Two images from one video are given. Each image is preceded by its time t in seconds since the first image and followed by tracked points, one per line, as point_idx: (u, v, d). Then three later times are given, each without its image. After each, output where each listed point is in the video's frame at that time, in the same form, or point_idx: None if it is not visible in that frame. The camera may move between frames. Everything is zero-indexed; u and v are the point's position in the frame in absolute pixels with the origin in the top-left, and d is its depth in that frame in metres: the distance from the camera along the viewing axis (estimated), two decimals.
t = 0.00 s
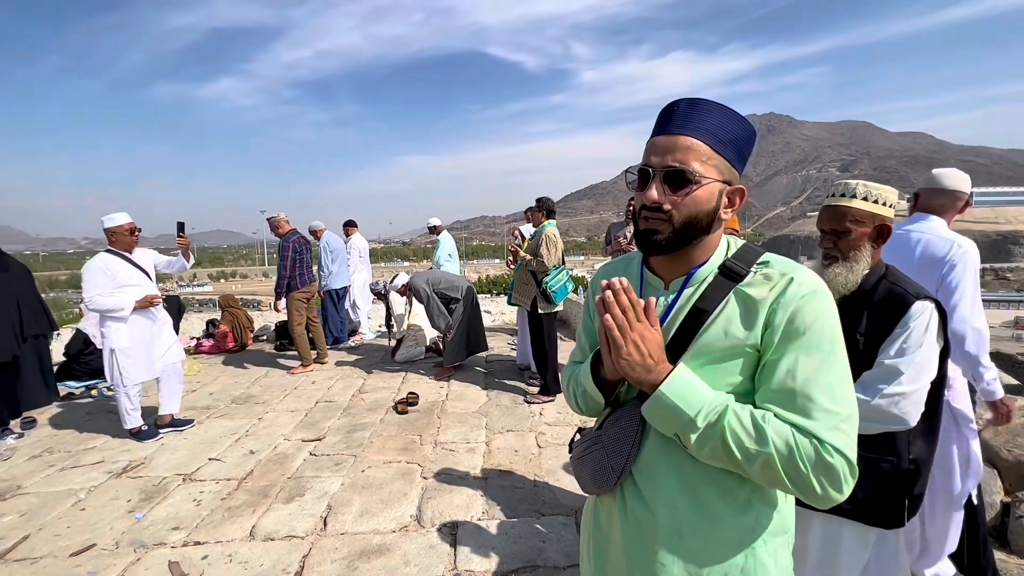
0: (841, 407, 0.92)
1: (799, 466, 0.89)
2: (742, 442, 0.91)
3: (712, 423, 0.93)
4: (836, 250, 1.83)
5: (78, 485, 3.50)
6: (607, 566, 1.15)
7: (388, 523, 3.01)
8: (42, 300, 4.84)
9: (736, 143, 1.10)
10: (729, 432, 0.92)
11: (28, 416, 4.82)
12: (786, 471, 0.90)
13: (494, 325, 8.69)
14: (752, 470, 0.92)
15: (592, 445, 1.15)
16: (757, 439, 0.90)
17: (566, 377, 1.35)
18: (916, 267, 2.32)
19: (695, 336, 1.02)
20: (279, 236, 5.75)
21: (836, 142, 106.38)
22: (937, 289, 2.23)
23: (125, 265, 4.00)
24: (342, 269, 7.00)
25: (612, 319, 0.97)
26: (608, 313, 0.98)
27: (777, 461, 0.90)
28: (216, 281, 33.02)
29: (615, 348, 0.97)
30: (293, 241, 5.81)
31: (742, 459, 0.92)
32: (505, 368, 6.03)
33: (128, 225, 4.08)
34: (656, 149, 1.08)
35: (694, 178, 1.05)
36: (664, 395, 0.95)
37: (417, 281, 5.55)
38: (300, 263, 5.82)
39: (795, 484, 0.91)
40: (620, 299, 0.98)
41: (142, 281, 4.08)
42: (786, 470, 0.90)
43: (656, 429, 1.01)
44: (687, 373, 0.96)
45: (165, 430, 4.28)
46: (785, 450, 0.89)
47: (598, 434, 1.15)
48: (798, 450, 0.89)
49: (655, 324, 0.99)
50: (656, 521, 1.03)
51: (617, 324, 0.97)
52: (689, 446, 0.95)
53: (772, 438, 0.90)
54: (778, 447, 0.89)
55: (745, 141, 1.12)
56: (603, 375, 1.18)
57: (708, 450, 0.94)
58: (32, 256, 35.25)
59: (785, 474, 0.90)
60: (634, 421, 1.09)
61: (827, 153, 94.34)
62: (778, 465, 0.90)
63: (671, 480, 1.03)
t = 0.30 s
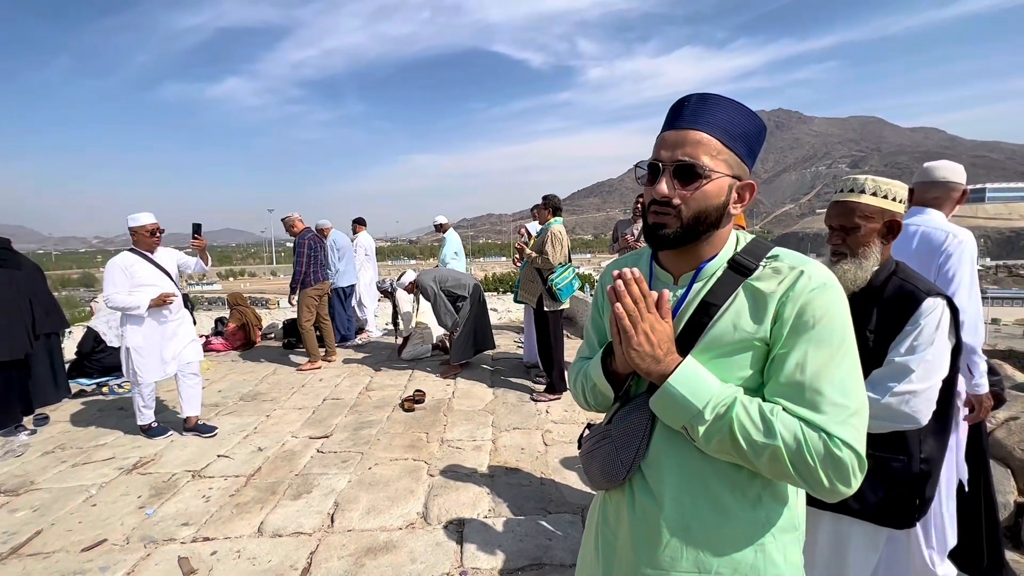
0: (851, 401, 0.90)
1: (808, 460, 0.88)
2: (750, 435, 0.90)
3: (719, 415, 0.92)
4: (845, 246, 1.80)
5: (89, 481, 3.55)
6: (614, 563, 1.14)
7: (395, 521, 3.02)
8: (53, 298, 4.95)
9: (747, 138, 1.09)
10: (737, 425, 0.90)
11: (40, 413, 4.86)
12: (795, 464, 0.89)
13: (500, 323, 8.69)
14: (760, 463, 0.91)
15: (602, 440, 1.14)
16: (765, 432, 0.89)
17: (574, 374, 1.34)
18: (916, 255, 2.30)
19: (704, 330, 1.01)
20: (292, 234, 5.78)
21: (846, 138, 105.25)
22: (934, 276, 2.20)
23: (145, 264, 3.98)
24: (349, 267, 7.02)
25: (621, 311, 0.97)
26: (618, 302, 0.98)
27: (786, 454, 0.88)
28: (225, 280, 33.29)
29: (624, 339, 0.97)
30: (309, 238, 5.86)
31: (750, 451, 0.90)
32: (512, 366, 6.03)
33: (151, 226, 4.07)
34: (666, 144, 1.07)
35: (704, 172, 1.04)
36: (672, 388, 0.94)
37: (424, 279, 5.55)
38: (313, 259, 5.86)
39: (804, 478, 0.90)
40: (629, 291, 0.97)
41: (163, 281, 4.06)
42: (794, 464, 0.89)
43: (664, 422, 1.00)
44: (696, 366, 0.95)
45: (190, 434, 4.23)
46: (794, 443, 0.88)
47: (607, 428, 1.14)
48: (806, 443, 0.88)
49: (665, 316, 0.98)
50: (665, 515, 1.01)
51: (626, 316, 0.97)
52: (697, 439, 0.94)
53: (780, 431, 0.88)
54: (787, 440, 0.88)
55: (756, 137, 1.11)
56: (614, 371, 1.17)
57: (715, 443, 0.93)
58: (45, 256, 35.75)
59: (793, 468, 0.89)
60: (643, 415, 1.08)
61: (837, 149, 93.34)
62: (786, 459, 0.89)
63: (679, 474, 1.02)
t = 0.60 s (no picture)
0: (863, 397, 0.89)
1: (820, 457, 0.86)
2: (760, 433, 0.89)
3: (730, 412, 0.90)
4: (853, 242, 1.77)
5: (100, 477, 3.59)
6: (622, 561, 1.13)
7: (401, 518, 3.03)
8: (64, 299, 5.03)
9: (760, 134, 1.08)
10: (748, 421, 0.89)
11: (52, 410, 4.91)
12: (806, 461, 0.87)
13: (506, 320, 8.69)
14: (771, 460, 0.89)
15: (610, 437, 1.13)
16: (776, 429, 0.88)
17: (581, 372, 1.33)
18: (921, 247, 2.27)
19: (713, 326, 0.99)
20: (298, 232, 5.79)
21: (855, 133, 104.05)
22: (939, 269, 2.18)
23: (169, 258, 3.87)
24: (355, 265, 7.05)
25: (628, 310, 0.97)
26: (625, 299, 0.97)
27: (797, 451, 0.87)
28: (234, 278, 33.54)
29: (633, 335, 0.96)
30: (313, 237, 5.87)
31: (761, 449, 0.89)
32: (518, 363, 6.03)
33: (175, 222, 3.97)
34: (679, 136, 1.05)
35: (717, 165, 1.02)
36: (682, 385, 0.93)
37: (430, 276, 5.56)
38: (317, 258, 5.88)
39: (815, 475, 0.88)
40: (636, 289, 0.96)
41: (187, 275, 3.94)
42: (806, 461, 0.88)
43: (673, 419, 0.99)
44: (705, 362, 0.93)
45: (199, 431, 4.24)
46: (805, 441, 0.87)
47: (616, 426, 1.13)
48: (818, 440, 0.86)
49: (673, 314, 0.96)
50: (673, 512, 1.00)
51: (632, 315, 0.96)
52: (707, 436, 0.92)
53: (791, 428, 0.87)
54: (798, 437, 0.87)
55: (769, 133, 1.09)
56: (621, 368, 1.15)
57: (725, 440, 0.91)
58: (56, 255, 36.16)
59: (804, 465, 0.88)
60: (652, 412, 1.07)
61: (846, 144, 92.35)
62: (798, 455, 0.87)
63: (688, 471, 1.01)
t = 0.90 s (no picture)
0: (883, 395, 0.85)
1: (837, 456, 0.83)
2: (776, 430, 0.86)
3: (744, 409, 0.88)
4: (867, 235, 1.73)
5: (110, 473, 3.62)
6: (631, 559, 1.11)
7: (408, 514, 3.02)
8: (74, 296, 5.09)
9: (776, 123, 1.04)
10: (763, 419, 0.86)
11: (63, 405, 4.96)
12: (824, 460, 0.84)
13: (512, 317, 8.67)
14: (787, 459, 0.86)
15: (620, 434, 1.10)
16: (792, 427, 0.85)
17: (591, 367, 1.30)
18: (924, 235, 2.22)
19: (726, 322, 0.96)
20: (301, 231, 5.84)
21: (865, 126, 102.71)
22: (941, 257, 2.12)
23: (179, 256, 3.87)
24: (362, 261, 7.05)
25: (639, 306, 0.93)
26: (635, 295, 0.94)
27: (814, 449, 0.84)
28: (242, 275, 33.76)
29: (643, 332, 0.93)
30: (317, 233, 5.89)
31: (776, 447, 0.86)
32: (525, 359, 6.01)
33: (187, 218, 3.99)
34: (692, 126, 1.02)
35: (731, 155, 0.98)
36: (694, 383, 0.90)
37: (437, 272, 5.54)
38: (325, 254, 5.89)
39: (833, 474, 0.85)
40: (647, 286, 0.93)
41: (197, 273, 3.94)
42: (823, 459, 0.84)
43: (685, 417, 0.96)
44: (718, 359, 0.91)
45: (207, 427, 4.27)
46: (822, 439, 0.83)
47: (626, 422, 1.10)
48: (836, 438, 0.83)
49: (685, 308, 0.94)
50: (684, 511, 0.98)
51: (643, 312, 0.93)
52: (720, 434, 0.90)
53: (808, 426, 0.84)
54: (815, 435, 0.84)
55: (784, 123, 1.06)
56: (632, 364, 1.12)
57: (739, 438, 0.89)
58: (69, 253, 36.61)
59: (821, 464, 0.85)
60: (663, 410, 1.04)
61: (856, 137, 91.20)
62: (814, 454, 0.84)
63: (700, 468, 0.98)
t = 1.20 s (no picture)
0: (918, 393, 0.80)
1: (870, 458, 0.78)
2: (803, 432, 0.81)
3: (768, 409, 0.83)
4: (890, 227, 1.67)
5: (119, 470, 3.63)
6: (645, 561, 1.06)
7: (415, 512, 3.00)
8: (84, 293, 5.07)
9: (798, 108, 0.98)
10: (789, 418, 0.81)
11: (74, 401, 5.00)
12: (855, 462, 0.79)
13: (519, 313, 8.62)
14: (815, 461, 0.81)
15: (634, 433, 1.06)
16: (821, 427, 0.80)
17: (603, 364, 1.25)
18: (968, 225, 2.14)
19: (747, 317, 0.91)
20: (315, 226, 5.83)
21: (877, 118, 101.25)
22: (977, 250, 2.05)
23: (178, 255, 3.85)
24: (369, 257, 7.02)
25: (654, 302, 0.88)
26: (649, 291, 0.89)
27: (845, 450, 0.79)
28: (251, 272, 33.99)
29: (660, 332, 0.88)
30: (330, 229, 5.89)
31: (803, 449, 0.81)
32: (532, 356, 5.96)
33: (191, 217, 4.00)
34: (709, 112, 0.96)
35: (752, 143, 0.93)
36: (715, 382, 0.85)
37: (443, 268, 5.50)
38: (334, 250, 5.86)
39: (865, 478, 0.80)
40: (661, 280, 0.88)
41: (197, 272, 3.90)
42: (854, 461, 0.79)
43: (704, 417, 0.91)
44: (741, 355, 0.85)
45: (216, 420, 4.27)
46: (854, 440, 0.78)
47: (640, 421, 1.05)
48: (869, 439, 0.78)
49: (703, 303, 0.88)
50: (701, 512, 0.93)
51: (658, 306, 0.88)
52: (743, 435, 0.85)
53: (838, 426, 0.79)
54: (846, 436, 0.79)
55: (807, 106, 0.99)
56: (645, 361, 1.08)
57: (763, 439, 0.84)
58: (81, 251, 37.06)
59: (852, 466, 0.80)
60: (679, 407, 0.99)
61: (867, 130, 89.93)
62: (845, 455, 0.79)
63: (718, 469, 0.93)
